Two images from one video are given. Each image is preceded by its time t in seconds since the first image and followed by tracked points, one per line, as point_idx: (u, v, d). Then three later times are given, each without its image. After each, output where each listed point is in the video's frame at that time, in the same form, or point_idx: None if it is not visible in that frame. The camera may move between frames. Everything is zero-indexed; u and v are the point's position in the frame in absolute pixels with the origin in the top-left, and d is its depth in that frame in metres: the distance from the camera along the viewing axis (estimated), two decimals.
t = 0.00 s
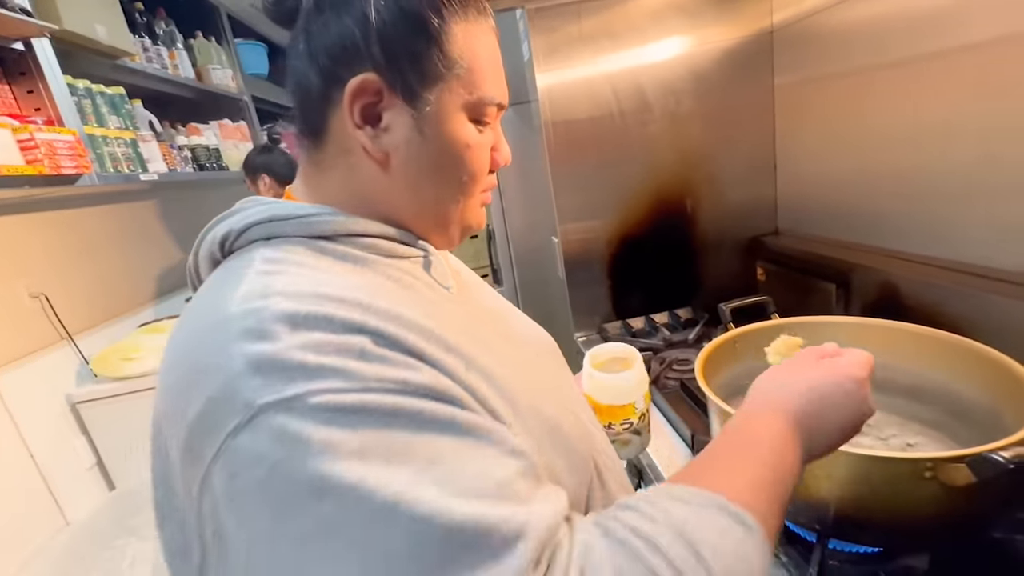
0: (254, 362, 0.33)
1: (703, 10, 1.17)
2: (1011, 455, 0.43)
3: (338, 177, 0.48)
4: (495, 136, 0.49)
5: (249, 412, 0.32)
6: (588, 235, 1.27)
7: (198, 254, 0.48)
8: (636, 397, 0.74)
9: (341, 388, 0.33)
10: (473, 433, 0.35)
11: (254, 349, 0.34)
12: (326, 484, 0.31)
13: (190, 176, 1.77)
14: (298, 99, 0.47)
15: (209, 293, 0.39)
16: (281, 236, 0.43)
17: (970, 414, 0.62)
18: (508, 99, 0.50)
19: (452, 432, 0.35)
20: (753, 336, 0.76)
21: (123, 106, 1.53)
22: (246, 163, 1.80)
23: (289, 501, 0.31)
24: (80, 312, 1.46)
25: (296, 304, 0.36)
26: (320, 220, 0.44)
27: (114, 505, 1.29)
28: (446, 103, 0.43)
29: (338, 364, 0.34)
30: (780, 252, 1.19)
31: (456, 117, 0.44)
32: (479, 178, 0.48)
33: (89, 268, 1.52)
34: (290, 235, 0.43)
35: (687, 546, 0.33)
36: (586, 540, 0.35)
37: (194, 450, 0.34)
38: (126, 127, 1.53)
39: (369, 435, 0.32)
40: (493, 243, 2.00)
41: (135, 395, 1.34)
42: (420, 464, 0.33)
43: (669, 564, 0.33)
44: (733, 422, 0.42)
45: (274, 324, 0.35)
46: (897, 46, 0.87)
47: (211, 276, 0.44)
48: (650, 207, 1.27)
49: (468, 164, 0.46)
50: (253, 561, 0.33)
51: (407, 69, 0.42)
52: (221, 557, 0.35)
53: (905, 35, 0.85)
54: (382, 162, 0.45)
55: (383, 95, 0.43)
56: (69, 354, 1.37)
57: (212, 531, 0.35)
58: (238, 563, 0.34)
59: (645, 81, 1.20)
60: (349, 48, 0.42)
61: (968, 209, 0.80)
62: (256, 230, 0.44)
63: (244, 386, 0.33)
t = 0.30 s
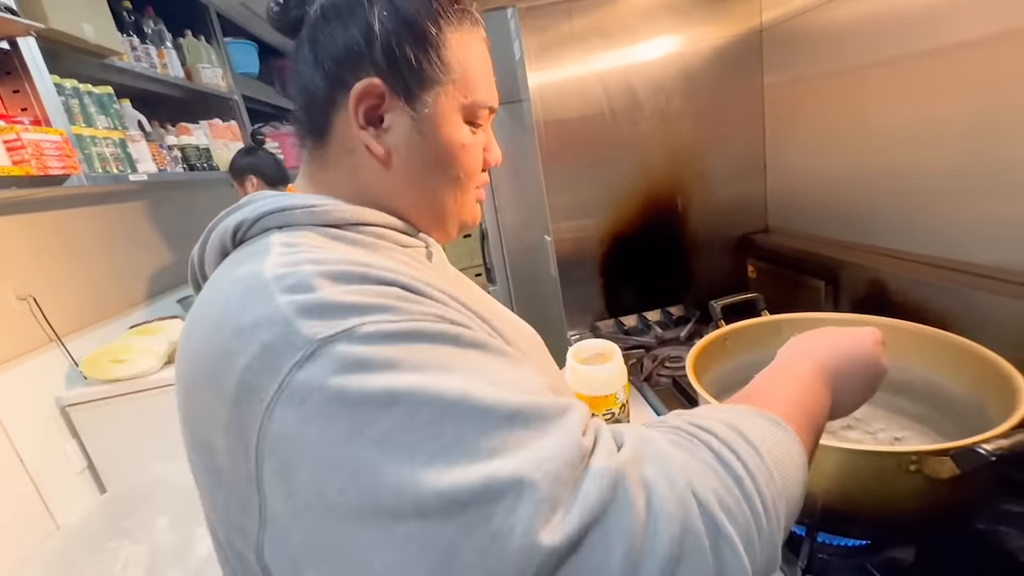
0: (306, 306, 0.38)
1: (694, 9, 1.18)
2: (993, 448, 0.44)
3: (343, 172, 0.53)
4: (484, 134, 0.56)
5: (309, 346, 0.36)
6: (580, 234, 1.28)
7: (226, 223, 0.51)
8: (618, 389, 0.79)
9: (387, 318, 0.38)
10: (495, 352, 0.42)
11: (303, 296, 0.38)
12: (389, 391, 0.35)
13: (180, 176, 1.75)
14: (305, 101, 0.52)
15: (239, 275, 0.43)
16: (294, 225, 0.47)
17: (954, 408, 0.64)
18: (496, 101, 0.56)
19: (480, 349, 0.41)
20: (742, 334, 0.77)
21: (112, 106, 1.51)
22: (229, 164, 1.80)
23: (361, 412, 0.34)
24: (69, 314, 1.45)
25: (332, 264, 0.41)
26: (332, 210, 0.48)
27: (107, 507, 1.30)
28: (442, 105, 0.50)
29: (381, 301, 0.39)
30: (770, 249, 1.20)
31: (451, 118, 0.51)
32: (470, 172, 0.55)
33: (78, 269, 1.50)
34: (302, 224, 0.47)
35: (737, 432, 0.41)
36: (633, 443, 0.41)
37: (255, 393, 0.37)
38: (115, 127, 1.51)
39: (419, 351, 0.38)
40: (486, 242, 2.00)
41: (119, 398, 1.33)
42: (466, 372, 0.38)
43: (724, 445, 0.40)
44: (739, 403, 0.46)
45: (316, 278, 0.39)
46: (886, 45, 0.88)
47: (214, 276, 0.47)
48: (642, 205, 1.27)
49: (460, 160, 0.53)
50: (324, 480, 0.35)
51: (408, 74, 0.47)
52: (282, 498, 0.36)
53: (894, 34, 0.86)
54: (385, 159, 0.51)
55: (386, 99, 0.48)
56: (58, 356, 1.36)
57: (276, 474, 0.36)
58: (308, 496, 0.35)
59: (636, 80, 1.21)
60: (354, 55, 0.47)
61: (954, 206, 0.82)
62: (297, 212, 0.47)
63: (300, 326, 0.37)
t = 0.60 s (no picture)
0: (295, 298, 0.38)
1: (679, 8, 1.18)
2: (965, 440, 0.45)
3: (327, 170, 0.53)
4: (466, 134, 0.56)
5: (298, 337, 0.36)
6: (568, 232, 1.28)
7: (211, 220, 0.49)
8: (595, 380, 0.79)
9: (376, 312, 0.38)
10: (483, 347, 0.42)
11: (292, 289, 0.38)
12: (374, 383, 0.35)
13: (162, 176, 1.72)
14: (289, 98, 0.51)
15: (227, 265, 0.43)
16: (280, 221, 0.46)
17: (930, 401, 0.65)
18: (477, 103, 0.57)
19: (468, 345, 0.41)
20: (725, 332, 0.78)
21: (92, 104, 1.48)
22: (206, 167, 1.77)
23: (347, 405, 0.35)
24: (49, 316, 1.42)
25: (321, 256, 0.41)
26: (319, 206, 0.47)
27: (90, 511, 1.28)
28: (427, 105, 0.50)
29: (370, 294, 0.39)
30: (754, 247, 1.21)
31: (436, 117, 0.51)
32: (452, 171, 0.55)
33: (57, 269, 1.47)
34: (288, 219, 0.46)
35: (703, 427, 0.42)
36: (608, 441, 0.41)
37: (243, 385, 0.37)
38: (95, 125, 1.49)
39: (406, 346, 0.38)
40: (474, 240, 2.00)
41: (99, 401, 1.31)
42: (450, 366, 0.38)
43: (690, 440, 0.41)
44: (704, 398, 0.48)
45: (306, 270, 0.39)
46: (867, 45, 0.90)
47: (203, 265, 0.47)
48: (628, 203, 1.28)
49: (443, 159, 0.53)
50: (308, 469, 0.35)
51: (393, 74, 0.48)
52: (269, 485, 0.37)
53: (875, 33, 0.87)
54: (371, 157, 0.51)
55: (371, 98, 0.48)
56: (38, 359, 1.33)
57: (263, 463, 0.37)
58: (293, 485, 0.36)
59: (622, 78, 1.22)
60: (340, 54, 0.47)
61: (932, 203, 0.83)
62: (284, 208, 0.47)
63: (289, 319, 0.37)
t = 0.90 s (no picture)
0: (286, 281, 0.39)
1: (667, 6, 1.19)
2: (944, 434, 0.46)
3: (310, 168, 0.52)
4: (448, 131, 0.56)
5: (291, 316, 0.37)
6: (557, 230, 1.28)
7: (200, 214, 0.49)
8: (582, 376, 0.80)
9: (365, 292, 0.40)
10: (467, 326, 0.44)
11: (282, 272, 0.39)
12: (367, 356, 0.37)
13: (149, 175, 1.70)
14: (271, 99, 0.51)
15: (212, 255, 0.43)
16: (268, 216, 0.46)
17: (912, 396, 0.66)
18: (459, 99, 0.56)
19: (454, 323, 0.43)
20: (712, 330, 0.78)
21: (75, 101, 1.47)
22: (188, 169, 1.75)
23: (341, 380, 0.36)
24: (33, 318, 1.40)
25: (310, 243, 0.42)
26: (306, 201, 0.47)
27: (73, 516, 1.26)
28: (407, 102, 0.50)
29: (359, 276, 0.41)
30: (742, 244, 1.21)
31: (417, 115, 0.51)
32: (435, 168, 0.55)
33: (41, 270, 1.45)
34: (276, 214, 0.46)
35: (684, 398, 0.44)
36: (591, 405, 0.43)
37: (235, 366, 0.38)
38: (79, 123, 1.46)
39: (396, 322, 0.40)
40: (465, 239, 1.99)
41: (96, 401, 1.29)
42: (439, 341, 0.40)
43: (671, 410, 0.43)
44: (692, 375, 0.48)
45: (295, 255, 0.41)
46: (851, 44, 0.90)
47: (188, 259, 0.47)
48: (617, 201, 1.28)
49: (425, 157, 0.53)
50: (304, 440, 0.36)
51: (372, 73, 0.47)
52: (263, 461, 0.37)
53: (859, 33, 0.88)
54: (353, 155, 0.51)
55: (352, 96, 0.48)
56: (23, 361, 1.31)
57: (256, 442, 0.37)
58: (288, 461, 0.37)
59: (610, 77, 1.22)
60: (319, 53, 0.47)
61: (915, 200, 0.84)
62: (271, 201, 0.47)
63: (280, 300, 0.38)
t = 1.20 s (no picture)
0: (273, 258, 0.39)
1: (656, 3, 1.18)
2: (924, 430, 0.46)
3: (291, 164, 0.51)
4: (431, 126, 0.55)
5: (280, 292, 0.37)
6: (546, 228, 1.28)
7: (182, 206, 0.49)
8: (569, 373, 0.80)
9: (354, 267, 0.40)
10: (456, 300, 0.44)
11: (268, 250, 0.39)
12: (360, 324, 0.36)
13: (132, 172, 1.68)
14: (250, 96, 0.50)
15: (194, 244, 0.42)
16: (250, 206, 0.46)
17: (896, 392, 0.67)
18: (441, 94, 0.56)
19: (443, 297, 0.43)
20: (698, 328, 0.78)
21: (54, 97, 1.42)
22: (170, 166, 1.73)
23: (334, 348, 0.36)
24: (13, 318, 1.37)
25: (296, 225, 0.42)
26: (289, 192, 0.46)
27: (54, 521, 1.22)
28: (388, 96, 0.49)
29: (346, 253, 0.41)
30: (730, 241, 1.22)
31: (399, 107, 0.50)
32: (418, 163, 0.54)
33: (20, 270, 1.42)
34: (259, 204, 0.46)
35: (674, 364, 0.44)
36: (583, 368, 0.43)
37: (223, 343, 0.37)
38: (59, 119, 1.43)
39: (386, 293, 0.40)
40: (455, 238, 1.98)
41: (74, 402, 1.27)
42: (431, 310, 0.40)
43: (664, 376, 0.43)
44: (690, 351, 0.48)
45: (281, 235, 0.40)
46: (837, 42, 0.91)
47: (169, 251, 0.45)
48: (606, 199, 1.28)
49: (407, 152, 0.52)
50: (297, 409, 0.36)
51: (352, 66, 0.47)
52: (256, 436, 0.36)
53: (844, 31, 0.89)
54: (334, 150, 0.50)
55: (332, 90, 0.47)
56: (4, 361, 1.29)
57: (248, 418, 0.37)
58: (281, 433, 0.36)
59: (598, 74, 1.21)
60: (297, 48, 0.46)
61: (901, 198, 0.85)
62: (254, 193, 0.46)
63: (268, 276, 0.38)
